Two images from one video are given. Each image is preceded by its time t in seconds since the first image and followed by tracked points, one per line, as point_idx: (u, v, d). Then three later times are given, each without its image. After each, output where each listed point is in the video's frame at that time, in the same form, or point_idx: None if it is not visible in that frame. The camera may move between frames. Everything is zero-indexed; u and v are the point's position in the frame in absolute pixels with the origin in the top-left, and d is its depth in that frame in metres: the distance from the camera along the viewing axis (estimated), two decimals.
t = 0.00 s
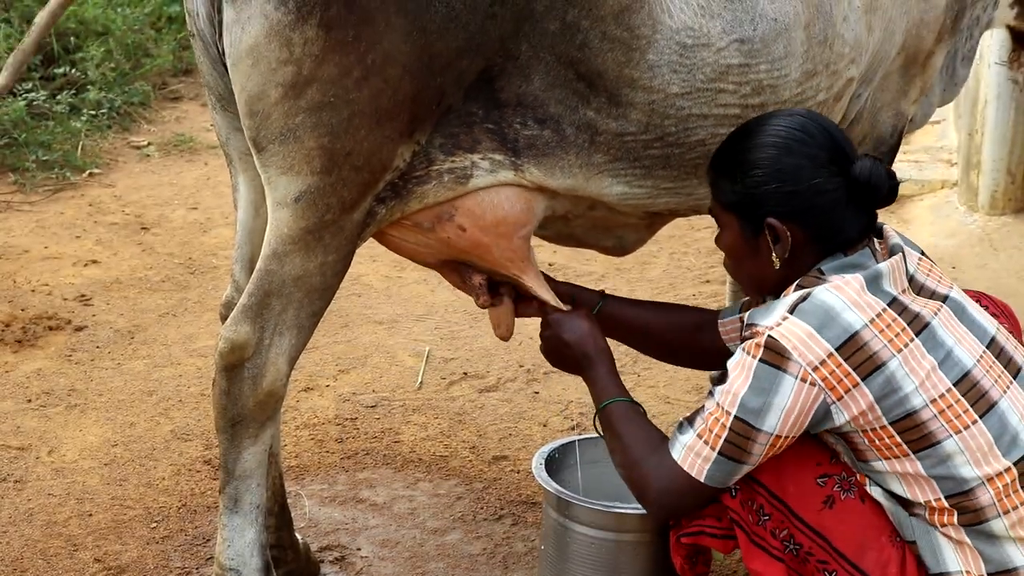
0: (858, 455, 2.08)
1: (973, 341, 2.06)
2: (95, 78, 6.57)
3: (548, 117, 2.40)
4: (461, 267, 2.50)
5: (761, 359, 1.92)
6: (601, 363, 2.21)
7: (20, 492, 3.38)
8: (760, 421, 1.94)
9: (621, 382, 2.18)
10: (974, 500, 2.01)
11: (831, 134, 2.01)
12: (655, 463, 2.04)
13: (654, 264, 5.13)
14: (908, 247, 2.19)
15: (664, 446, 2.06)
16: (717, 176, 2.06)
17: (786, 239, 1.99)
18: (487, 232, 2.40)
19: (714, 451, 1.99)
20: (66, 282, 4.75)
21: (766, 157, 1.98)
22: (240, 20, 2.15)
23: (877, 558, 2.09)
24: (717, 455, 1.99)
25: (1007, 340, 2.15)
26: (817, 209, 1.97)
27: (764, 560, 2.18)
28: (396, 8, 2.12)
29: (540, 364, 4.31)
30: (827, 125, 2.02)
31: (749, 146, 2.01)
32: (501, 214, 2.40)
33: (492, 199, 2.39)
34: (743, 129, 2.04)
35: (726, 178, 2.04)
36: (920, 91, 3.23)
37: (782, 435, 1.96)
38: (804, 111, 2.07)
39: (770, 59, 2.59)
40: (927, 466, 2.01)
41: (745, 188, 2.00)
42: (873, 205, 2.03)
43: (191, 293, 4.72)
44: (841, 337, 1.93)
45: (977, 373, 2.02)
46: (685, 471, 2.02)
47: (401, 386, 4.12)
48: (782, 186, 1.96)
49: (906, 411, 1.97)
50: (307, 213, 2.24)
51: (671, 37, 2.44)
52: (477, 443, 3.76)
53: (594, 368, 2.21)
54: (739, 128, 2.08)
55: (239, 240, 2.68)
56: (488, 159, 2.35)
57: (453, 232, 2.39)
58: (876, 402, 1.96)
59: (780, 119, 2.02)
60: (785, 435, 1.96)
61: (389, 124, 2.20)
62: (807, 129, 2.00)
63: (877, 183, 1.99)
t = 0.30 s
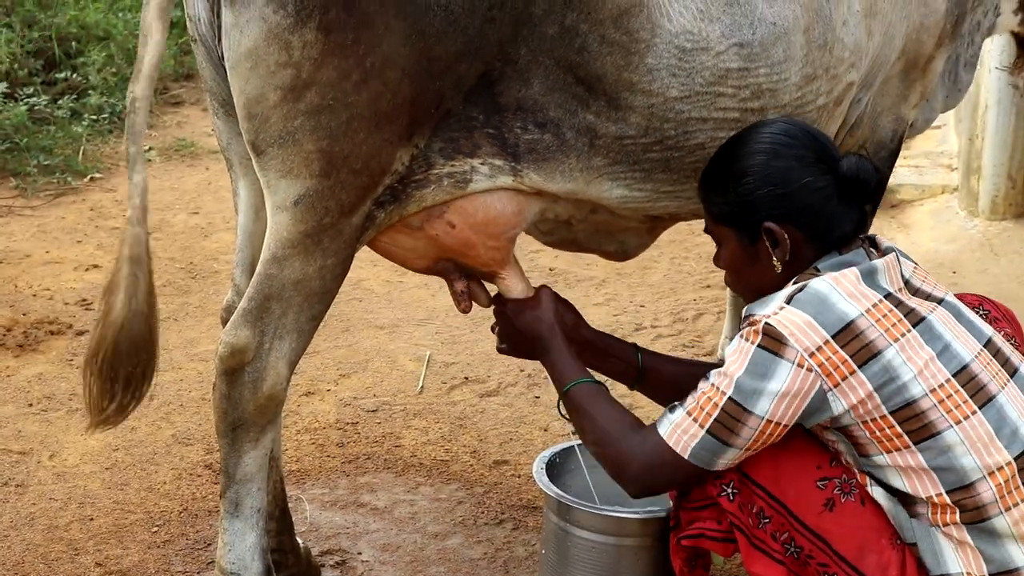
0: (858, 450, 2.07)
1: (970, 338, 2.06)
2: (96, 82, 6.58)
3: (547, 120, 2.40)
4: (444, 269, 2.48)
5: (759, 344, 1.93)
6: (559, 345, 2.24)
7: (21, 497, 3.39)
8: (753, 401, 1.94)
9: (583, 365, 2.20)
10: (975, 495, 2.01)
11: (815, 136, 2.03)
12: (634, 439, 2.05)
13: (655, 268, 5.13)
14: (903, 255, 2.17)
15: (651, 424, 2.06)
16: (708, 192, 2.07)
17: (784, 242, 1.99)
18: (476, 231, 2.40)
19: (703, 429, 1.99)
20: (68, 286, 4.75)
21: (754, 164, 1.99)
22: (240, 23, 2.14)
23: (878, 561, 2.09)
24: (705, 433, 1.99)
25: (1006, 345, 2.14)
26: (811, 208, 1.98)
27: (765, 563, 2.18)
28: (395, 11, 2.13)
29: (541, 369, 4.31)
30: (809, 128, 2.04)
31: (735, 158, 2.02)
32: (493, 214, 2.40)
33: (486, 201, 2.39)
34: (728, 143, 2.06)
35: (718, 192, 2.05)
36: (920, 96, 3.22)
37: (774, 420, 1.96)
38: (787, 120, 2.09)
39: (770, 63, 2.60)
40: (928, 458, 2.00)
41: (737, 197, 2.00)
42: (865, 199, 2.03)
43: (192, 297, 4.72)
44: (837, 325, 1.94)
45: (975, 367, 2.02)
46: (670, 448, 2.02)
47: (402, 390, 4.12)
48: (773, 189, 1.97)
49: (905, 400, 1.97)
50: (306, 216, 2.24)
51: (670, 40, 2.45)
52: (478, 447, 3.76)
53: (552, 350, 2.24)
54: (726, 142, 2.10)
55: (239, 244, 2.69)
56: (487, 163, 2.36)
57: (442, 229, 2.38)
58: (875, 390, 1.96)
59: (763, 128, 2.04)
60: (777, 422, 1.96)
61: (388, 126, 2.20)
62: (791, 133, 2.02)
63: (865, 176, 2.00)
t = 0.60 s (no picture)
0: (855, 451, 2.08)
1: (971, 341, 2.06)
2: (96, 88, 6.60)
3: (547, 124, 2.41)
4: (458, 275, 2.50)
5: (760, 341, 1.93)
6: (577, 347, 2.22)
7: (22, 502, 3.39)
8: (754, 399, 1.94)
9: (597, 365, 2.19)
10: (972, 499, 2.01)
11: (821, 135, 2.03)
12: (641, 439, 2.03)
13: (655, 272, 5.14)
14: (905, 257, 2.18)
15: (654, 424, 2.05)
16: (713, 188, 2.07)
17: (787, 240, 1.99)
18: (483, 240, 2.40)
19: (705, 428, 1.98)
20: (68, 291, 4.76)
21: (759, 161, 1.99)
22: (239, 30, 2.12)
23: (876, 564, 2.09)
24: (707, 432, 1.98)
25: (1006, 346, 2.16)
26: (815, 207, 1.98)
27: (763, 567, 2.18)
28: (395, 17, 2.13)
29: (541, 373, 4.32)
30: (816, 127, 2.05)
31: (742, 154, 2.02)
32: (499, 222, 2.40)
33: (489, 206, 2.39)
34: (734, 140, 2.07)
35: (723, 188, 2.05)
36: (919, 98, 3.23)
37: (774, 419, 1.95)
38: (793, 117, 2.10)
39: (769, 66, 2.61)
40: (925, 460, 2.01)
41: (742, 194, 2.00)
42: (870, 200, 2.04)
43: (193, 302, 4.73)
44: (838, 324, 1.94)
45: (975, 370, 2.02)
46: (673, 448, 2.01)
47: (402, 395, 4.12)
48: (778, 187, 1.97)
49: (904, 402, 1.97)
50: (308, 221, 2.25)
51: (670, 44, 2.46)
52: (478, 451, 3.77)
53: (569, 352, 2.22)
54: (732, 139, 2.10)
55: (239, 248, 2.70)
56: (488, 167, 2.36)
57: (450, 239, 2.40)
58: (873, 390, 1.96)
59: (770, 125, 2.04)
60: (777, 420, 1.95)
61: (388, 132, 2.21)
62: (797, 132, 2.02)
63: (870, 177, 2.01)
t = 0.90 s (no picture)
0: (862, 456, 2.08)
1: (983, 347, 2.09)
2: (94, 94, 6.61)
3: (548, 128, 2.42)
4: (471, 277, 2.50)
5: (777, 346, 1.94)
6: (609, 356, 2.22)
7: (21, 507, 3.39)
8: (772, 408, 1.95)
9: (629, 374, 2.18)
10: (978, 506, 2.02)
11: (844, 132, 2.05)
12: (664, 452, 2.04)
13: (653, 275, 5.15)
14: (920, 254, 2.19)
15: (672, 436, 2.05)
16: (733, 177, 2.09)
17: (803, 234, 2.01)
18: (494, 241, 2.41)
19: (724, 440, 1.99)
20: (67, 297, 4.76)
21: (780, 153, 2.01)
22: (241, 35, 2.14)
23: (880, 569, 2.10)
24: (726, 444, 1.99)
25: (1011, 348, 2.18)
26: (834, 203, 1.99)
27: (767, 570, 2.20)
28: (395, 22, 2.15)
29: (540, 377, 4.32)
30: (839, 124, 2.06)
31: (763, 145, 2.04)
32: (509, 222, 2.41)
33: (498, 207, 2.40)
34: (757, 130, 2.08)
35: (742, 178, 2.07)
36: (917, 101, 3.25)
37: (793, 425, 1.96)
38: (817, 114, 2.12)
39: (768, 70, 2.63)
40: (933, 466, 2.01)
41: (761, 185, 2.02)
42: (889, 200, 2.05)
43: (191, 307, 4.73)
44: (855, 328, 1.95)
45: (986, 377, 2.05)
46: (693, 462, 2.01)
47: (402, 399, 4.13)
48: (797, 180, 1.99)
49: (915, 408, 1.98)
50: (309, 225, 2.26)
51: (669, 48, 2.47)
52: (477, 455, 3.77)
53: (604, 361, 2.22)
54: (754, 130, 2.11)
55: (239, 253, 2.70)
56: (491, 169, 2.37)
57: (460, 242, 2.40)
58: (886, 396, 1.97)
59: (793, 118, 2.06)
60: (795, 425, 1.96)
61: (389, 136, 2.22)
62: (820, 127, 2.04)
63: (892, 177, 2.02)
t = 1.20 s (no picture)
0: (862, 457, 2.09)
1: (982, 349, 2.10)
2: (93, 96, 6.63)
3: (551, 134, 2.43)
4: (464, 282, 2.52)
5: (775, 352, 1.95)
6: (612, 376, 2.24)
7: (21, 509, 3.40)
8: (774, 415, 1.96)
9: (631, 392, 2.20)
10: (978, 506, 2.04)
11: (847, 135, 2.06)
12: (669, 464, 2.06)
13: (651, 277, 5.17)
14: (919, 257, 2.21)
15: (677, 448, 2.07)
16: (735, 177, 2.10)
17: (804, 237, 2.03)
18: (489, 247, 2.42)
19: (729, 449, 2.01)
20: (66, 299, 4.77)
21: (783, 156, 2.03)
22: (245, 39, 2.19)
23: (879, 570, 2.12)
24: (731, 453, 2.01)
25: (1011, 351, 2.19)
26: (835, 206, 2.01)
27: (767, 570, 2.23)
28: (398, 27, 2.16)
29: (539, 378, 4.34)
30: (842, 127, 2.08)
31: (766, 146, 2.06)
32: (504, 229, 2.42)
33: (495, 214, 2.41)
34: (760, 132, 2.10)
35: (745, 180, 2.08)
36: (915, 104, 3.27)
37: (795, 429, 1.98)
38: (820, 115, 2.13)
39: (771, 73, 2.64)
40: (934, 466, 2.03)
41: (763, 187, 2.04)
42: (891, 204, 2.06)
43: (190, 309, 4.74)
44: (854, 331, 1.97)
45: (985, 378, 2.06)
46: (699, 472, 2.03)
47: (401, 400, 4.14)
48: (800, 183, 2.00)
49: (915, 409, 2.00)
50: (311, 229, 2.27)
51: (673, 53, 2.49)
52: (477, 457, 3.78)
53: (605, 381, 2.23)
54: (757, 131, 2.13)
55: (240, 256, 2.71)
56: (491, 174, 2.38)
57: (454, 247, 2.41)
58: (885, 397, 1.99)
59: (797, 120, 2.07)
60: (798, 429, 1.98)
61: (392, 140, 2.23)
62: (823, 129, 2.05)
63: (894, 182, 2.02)
